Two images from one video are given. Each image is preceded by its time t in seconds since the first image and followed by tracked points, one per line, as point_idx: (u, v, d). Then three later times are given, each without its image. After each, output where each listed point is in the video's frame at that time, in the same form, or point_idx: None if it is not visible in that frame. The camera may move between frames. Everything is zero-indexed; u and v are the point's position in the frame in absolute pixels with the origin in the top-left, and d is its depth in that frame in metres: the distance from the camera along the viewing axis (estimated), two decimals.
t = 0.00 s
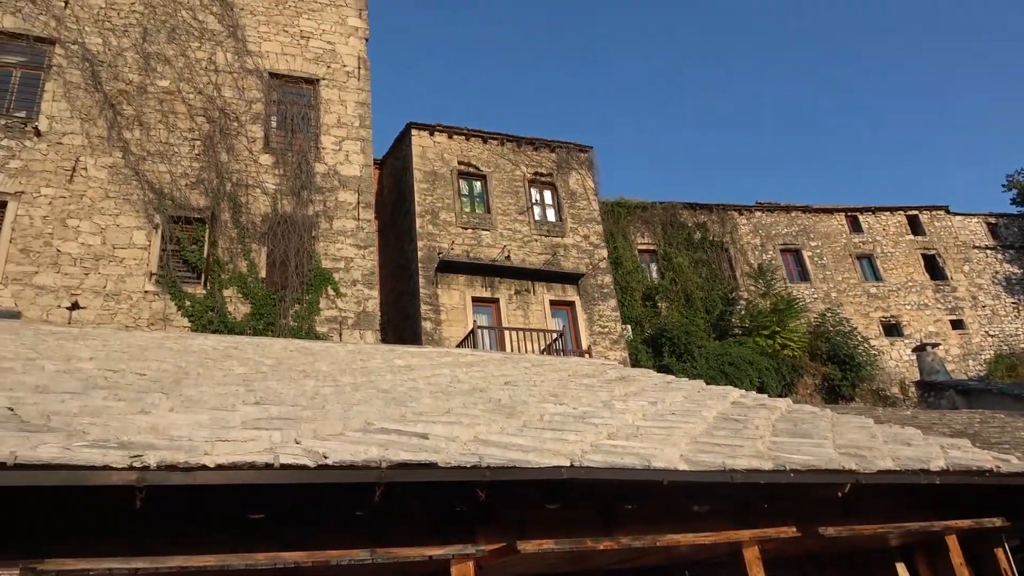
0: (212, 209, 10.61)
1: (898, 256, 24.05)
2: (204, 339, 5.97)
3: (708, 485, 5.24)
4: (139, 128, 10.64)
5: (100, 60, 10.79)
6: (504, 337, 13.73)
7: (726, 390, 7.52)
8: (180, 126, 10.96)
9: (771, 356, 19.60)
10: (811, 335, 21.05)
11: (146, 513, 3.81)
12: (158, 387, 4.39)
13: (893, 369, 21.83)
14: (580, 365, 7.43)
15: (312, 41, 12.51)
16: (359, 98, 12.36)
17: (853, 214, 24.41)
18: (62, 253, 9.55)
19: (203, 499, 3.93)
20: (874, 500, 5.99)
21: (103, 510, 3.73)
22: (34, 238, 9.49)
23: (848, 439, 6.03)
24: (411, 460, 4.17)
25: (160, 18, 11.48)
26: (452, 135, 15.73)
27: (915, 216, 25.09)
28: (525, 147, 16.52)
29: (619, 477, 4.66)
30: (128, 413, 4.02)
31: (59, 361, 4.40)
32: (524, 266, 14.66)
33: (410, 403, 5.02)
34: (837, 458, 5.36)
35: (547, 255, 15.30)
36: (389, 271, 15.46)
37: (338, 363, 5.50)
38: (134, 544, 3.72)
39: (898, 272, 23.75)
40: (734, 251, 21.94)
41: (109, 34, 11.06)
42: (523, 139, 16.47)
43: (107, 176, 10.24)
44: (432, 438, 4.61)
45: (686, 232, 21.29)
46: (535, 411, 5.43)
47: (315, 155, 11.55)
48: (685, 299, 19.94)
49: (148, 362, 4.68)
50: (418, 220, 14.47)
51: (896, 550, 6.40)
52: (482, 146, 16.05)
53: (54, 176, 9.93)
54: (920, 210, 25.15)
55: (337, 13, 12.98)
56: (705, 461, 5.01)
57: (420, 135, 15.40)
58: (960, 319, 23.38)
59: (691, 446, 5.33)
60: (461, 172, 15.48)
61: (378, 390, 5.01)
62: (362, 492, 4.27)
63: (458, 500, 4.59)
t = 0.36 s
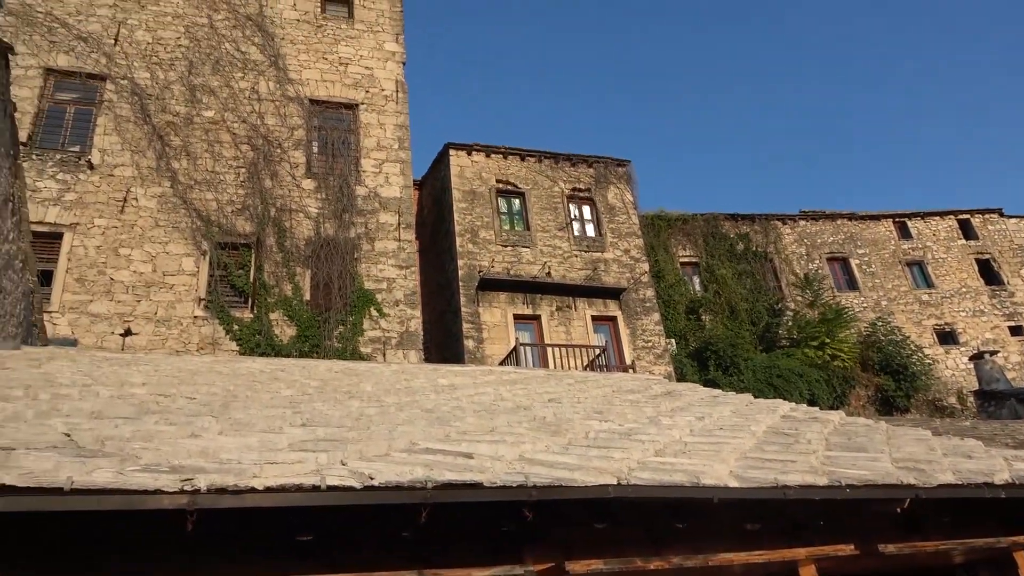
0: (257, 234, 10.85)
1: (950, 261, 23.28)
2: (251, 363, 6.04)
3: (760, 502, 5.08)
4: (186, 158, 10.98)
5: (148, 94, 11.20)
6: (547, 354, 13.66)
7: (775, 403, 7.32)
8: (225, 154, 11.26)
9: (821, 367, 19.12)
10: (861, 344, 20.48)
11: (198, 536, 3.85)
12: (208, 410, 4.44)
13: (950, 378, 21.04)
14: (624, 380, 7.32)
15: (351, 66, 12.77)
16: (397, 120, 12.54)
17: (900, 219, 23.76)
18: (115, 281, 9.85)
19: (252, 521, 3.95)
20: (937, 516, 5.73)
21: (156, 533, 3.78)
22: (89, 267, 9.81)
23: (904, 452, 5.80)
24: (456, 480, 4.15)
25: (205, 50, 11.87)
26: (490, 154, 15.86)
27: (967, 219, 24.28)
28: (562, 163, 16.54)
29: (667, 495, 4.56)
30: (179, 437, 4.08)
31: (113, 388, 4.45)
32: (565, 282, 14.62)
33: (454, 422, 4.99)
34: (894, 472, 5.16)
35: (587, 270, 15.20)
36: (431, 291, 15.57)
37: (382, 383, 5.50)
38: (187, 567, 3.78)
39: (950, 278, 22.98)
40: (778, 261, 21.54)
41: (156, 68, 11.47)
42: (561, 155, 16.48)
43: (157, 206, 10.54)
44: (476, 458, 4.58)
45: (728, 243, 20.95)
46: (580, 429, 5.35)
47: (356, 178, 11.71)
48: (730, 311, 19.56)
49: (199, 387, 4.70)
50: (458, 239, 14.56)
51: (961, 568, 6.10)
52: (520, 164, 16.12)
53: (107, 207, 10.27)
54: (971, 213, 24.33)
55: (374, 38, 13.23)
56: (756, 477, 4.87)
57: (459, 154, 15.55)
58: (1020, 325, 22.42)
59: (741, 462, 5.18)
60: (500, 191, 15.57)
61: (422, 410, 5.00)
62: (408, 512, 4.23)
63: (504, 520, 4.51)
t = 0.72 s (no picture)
0: (321, 258, 11.08)
1: None
2: (318, 384, 6.14)
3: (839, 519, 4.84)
4: (252, 187, 11.39)
5: (216, 126, 11.69)
6: (610, 369, 13.53)
7: (850, 416, 7.02)
8: (289, 182, 11.62)
9: (897, 377, 18.27)
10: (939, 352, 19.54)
11: (272, 557, 3.92)
12: (279, 432, 4.52)
13: None
14: (690, 395, 7.14)
15: (407, 91, 13.04)
16: (453, 141, 12.71)
17: (976, 220, 22.62)
18: (188, 308, 10.24)
19: (324, 543, 3.99)
20: None
21: (233, 555, 3.87)
22: (163, 295, 10.22)
23: (993, 466, 5.46)
24: (524, 499, 4.10)
25: (268, 82, 12.35)
26: (546, 170, 15.94)
27: None
28: (619, 176, 16.43)
29: (740, 513, 4.41)
30: (253, 459, 4.16)
31: (189, 411, 4.54)
32: (625, 296, 14.45)
33: (518, 440, 4.96)
34: (983, 487, 4.85)
35: (648, 283, 14.97)
36: (492, 308, 15.69)
37: (446, 402, 5.50)
38: None
39: None
40: (847, 268, 20.82)
41: (222, 102, 11.98)
42: (617, 168, 16.37)
43: (226, 234, 10.94)
44: (543, 476, 4.53)
45: (793, 251, 20.35)
46: (647, 446, 5.24)
47: (415, 200, 11.89)
48: (797, 321, 19.04)
49: (269, 409, 4.79)
50: (517, 256, 14.62)
51: None
52: (576, 179, 16.10)
53: (179, 237, 10.72)
54: None
55: (429, 62, 13.49)
56: (833, 493, 4.66)
57: (515, 172, 15.66)
58: None
59: (816, 478, 4.97)
60: (557, 207, 15.58)
61: (487, 429, 4.99)
62: (476, 533, 4.22)
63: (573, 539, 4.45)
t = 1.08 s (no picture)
0: (381, 277, 11.27)
1: None
2: (383, 403, 6.19)
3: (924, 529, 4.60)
4: (313, 212, 11.70)
5: (276, 154, 12.08)
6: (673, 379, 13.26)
7: (929, 421, 6.67)
8: (348, 205, 11.88)
9: (976, 378, 17.40)
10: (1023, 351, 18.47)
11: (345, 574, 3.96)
12: (347, 451, 4.55)
13: None
14: (757, 404, 6.92)
15: (459, 110, 13.20)
16: (506, 157, 12.76)
17: None
18: (256, 331, 10.56)
19: (394, 560, 4.02)
20: None
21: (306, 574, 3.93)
22: (232, 319, 10.58)
23: None
24: (593, 514, 4.04)
25: (324, 109, 12.71)
26: (600, 181, 15.86)
27: None
28: (674, 183, 16.18)
29: (817, 525, 4.25)
30: (323, 478, 4.21)
31: (260, 432, 4.62)
32: (685, 304, 14.24)
33: (584, 454, 4.89)
34: None
35: (709, 290, 14.70)
36: (551, 321, 15.72)
37: (510, 416, 5.46)
38: None
39: None
40: (917, 267, 19.75)
41: (282, 130, 12.38)
42: (672, 175, 16.12)
43: (289, 258, 11.24)
44: (611, 490, 4.45)
45: (859, 252, 19.63)
46: (716, 457, 5.10)
47: (470, 217, 11.96)
48: (867, 323, 18.43)
49: (336, 428, 4.84)
50: (574, 268, 14.61)
51: None
52: (630, 188, 15.96)
53: (246, 263, 11.07)
54: None
55: (479, 80, 13.62)
56: (916, 502, 4.44)
57: (569, 185, 15.65)
58: None
59: (898, 486, 4.74)
60: (612, 217, 15.47)
61: (552, 443, 4.94)
62: (545, 548, 4.18)
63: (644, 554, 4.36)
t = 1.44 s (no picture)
0: (437, 292, 11.37)
1: None
2: (445, 416, 6.22)
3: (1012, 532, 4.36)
4: (369, 230, 11.94)
5: (331, 176, 12.40)
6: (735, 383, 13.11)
7: (1010, 420, 6.35)
8: (402, 222, 12.08)
9: None
10: None
11: None
12: (412, 465, 4.59)
13: None
14: (824, 405, 6.70)
15: (507, 122, 13.29)
16: (556, 166, 12.75)
17: None
18: (318, 349, 10.81)
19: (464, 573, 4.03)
20: None
21: None
22: (296, 338, 10.87)
23: None
24: (663, 524, 3.97)
25: (375, 129, 13.02)
26: (651, 186, 15.72)
27: None
28: (728, 184, 15.88)
29: (896, 530, 4.09)
30: (391, 493, 4.24)
31: (327, 449, 4.68)
32: (745, 307, 13.99)
33: (649, 462, 4.83)
34: None
35: (769, 291, 14.38)
36: (608, 328, 15.73)
37: (571, 426, 5.43)
38: None
39: None
40: (989, 258, 18.69)
41: (336, 152, 12.72)
42: (725, 175, 15.84)
43: (347, 276, 11.48)
44: (680, 499, 4.36)
45: (925, 245, 18.88)
46: (786, 462, 4.97)
47: (523, 228, 11.97)
48: (937, 318, 17.78)
49: (400, 442, 4.88)
50: (629, 275, 14.57)
51: None
52: (683, 191, 15.77)
53: (306, 283, 11.37)
54: None
55: (526, 92, 13.70)
56: (1000, 503, 4.23)
57: (619, 191, 15.58)
58: None
59: (981, 488, 4.52)
60: (665, 221, 15.33)
61: (616, 452, 4.89)
62: (615, 559, 4.13)
63: (716, 564, 4.27)
